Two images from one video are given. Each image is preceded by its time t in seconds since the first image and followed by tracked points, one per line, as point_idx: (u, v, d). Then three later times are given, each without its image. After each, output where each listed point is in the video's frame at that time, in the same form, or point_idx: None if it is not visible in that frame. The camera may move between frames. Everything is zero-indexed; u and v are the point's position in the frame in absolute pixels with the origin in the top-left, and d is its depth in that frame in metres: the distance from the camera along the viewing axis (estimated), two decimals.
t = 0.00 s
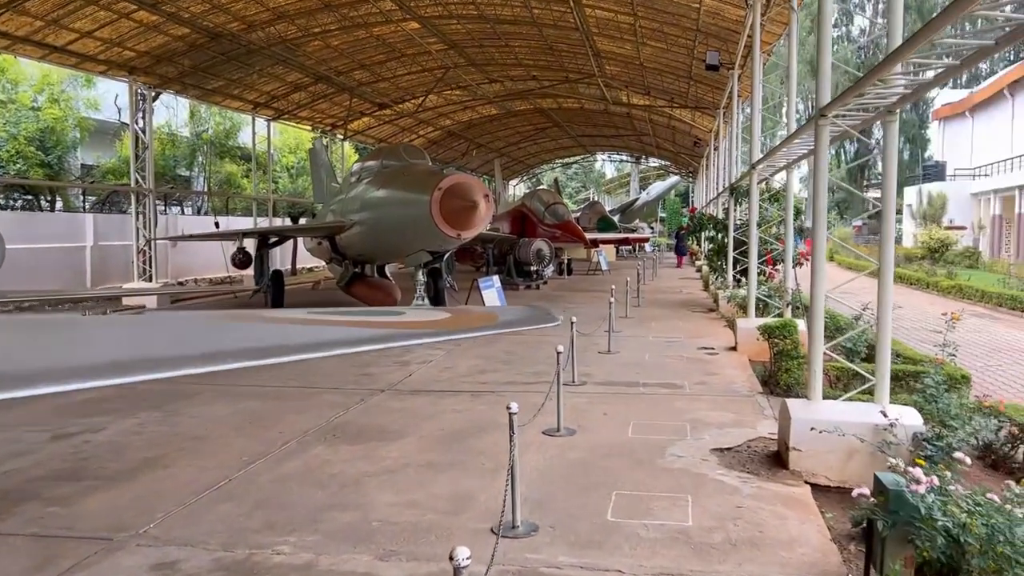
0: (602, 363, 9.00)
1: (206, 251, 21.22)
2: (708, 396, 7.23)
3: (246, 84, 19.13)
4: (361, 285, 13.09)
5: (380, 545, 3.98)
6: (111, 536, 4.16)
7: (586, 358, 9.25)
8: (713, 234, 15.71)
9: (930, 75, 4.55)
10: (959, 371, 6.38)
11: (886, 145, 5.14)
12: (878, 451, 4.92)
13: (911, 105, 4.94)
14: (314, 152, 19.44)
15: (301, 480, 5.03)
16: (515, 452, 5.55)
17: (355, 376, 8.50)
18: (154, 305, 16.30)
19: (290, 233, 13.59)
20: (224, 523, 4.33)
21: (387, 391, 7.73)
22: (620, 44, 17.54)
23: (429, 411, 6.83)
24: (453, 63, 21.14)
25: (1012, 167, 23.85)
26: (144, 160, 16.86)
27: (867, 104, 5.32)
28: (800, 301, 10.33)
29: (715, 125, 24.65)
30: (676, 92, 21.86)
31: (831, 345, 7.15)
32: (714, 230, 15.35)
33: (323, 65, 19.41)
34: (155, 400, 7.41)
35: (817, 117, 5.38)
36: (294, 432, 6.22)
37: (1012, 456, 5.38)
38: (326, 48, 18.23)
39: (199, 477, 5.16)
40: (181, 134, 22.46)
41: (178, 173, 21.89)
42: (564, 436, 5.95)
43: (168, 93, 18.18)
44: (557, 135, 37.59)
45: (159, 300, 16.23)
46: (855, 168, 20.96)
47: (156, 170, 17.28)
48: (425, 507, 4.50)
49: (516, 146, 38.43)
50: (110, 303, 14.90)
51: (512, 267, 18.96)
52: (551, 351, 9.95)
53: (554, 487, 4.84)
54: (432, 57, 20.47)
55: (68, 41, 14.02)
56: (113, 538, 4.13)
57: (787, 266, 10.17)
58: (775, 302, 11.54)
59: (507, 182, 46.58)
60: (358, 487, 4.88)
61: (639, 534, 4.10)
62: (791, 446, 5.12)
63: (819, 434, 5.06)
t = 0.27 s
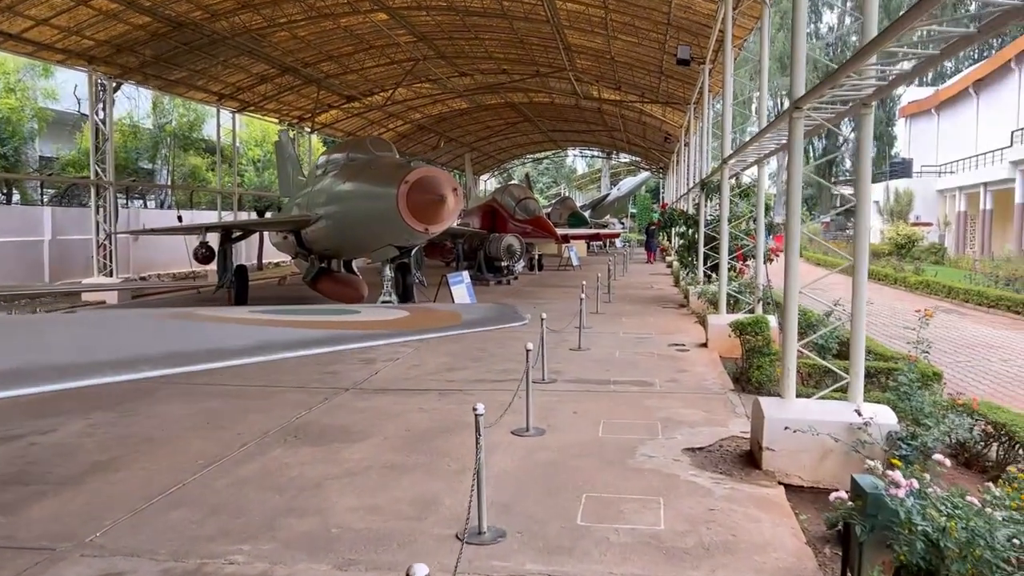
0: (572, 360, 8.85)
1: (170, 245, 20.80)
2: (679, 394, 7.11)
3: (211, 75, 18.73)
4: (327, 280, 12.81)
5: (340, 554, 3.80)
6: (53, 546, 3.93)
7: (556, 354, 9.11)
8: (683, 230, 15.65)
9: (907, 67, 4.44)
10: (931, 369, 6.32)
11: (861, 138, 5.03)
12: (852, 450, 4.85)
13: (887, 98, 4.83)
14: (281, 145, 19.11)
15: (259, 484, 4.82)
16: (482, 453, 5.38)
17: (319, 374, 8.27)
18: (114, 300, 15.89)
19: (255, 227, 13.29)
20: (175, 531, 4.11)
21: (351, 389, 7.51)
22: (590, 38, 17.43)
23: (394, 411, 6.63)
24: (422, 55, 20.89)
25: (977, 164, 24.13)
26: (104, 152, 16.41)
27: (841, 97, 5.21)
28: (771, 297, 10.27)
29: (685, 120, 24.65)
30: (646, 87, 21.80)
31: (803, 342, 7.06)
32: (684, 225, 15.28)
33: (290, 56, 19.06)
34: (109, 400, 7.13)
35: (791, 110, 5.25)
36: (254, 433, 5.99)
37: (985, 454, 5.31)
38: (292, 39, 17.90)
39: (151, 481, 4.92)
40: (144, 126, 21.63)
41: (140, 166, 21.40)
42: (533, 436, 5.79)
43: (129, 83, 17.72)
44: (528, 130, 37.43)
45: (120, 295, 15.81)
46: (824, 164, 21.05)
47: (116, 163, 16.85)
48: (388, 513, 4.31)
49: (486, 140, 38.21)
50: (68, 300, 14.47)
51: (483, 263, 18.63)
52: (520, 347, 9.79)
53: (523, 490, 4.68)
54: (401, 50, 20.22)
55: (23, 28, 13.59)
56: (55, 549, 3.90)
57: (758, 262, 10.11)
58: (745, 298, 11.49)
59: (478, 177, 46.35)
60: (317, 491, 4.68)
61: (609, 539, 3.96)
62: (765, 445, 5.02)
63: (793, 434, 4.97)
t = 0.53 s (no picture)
0: (550, 355, 8.68)
1: (143, 239, 20.42)
2: (659, 390, 6.95)
3: (185, 65, 18.37)
4: (303, 274, 12.55)
5: (301, 560, 3.60)
6: None
7: (534, 350, 8.93)
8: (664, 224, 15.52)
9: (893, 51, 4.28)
10: (915, 364, 6.19)
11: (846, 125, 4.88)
12: (834, 448, 4.71)
13: (872, 84, 4.68)
14: (257, 137, 18.78)
15: (221, 485, 4.61)
16: (454, 452, 5.19)
17: (291, 370, 8.05)
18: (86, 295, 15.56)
19: (228, 219, 13.02)
20: (128, 535, 3.90)
21: (323, 386, 7.31)
22: (572, 30, 17.25)
23: (366, 408, 6.43)
24: (402, 47, 20.63)
25: (957, 160, 24.16)
26: (74, 143, 16.01)
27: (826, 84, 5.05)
28: (752, 291, 10.14)
29: (667, 115, 24.55)
30: (628, 81, 21.66)
31: (786, 336, 6.91)
32: (665, 220, 15.14)
33: (266, 46, 18.73)
34: (71, 397, 6.87)
35: (775, 97, 5.08)
36: (219, 431, 5.77)
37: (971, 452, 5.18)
38: (269, 29, 17.59)
39: (107, 482, 4.70)
40: (117, 117, 21.35)
41: (114, 158, 20.99)
42: (508, 434, 5.60)
43: (100, 73, 17.33)
44: (509, 124, 37.21)
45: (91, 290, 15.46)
46: (806, 159, 20.97)
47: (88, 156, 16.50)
48: (354, 515, 4.12)
49: (467, 135, 37.95)
50: (36, 294, 14.11)
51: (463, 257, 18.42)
52: (498, 343, 9.61)
53: (496, 491, 4.50)
54: (380, 41, 19.95)
55: None
56: None
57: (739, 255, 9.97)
58: (726, 293, 11.35)
59: (459, 171, 46.06)
60: (282, 492, 4.48)
61: (585, 542, 3.78)
62: (745, 444, 4.87)
63: (774, 431, 4.82)
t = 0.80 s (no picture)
0: (537, 356, 8.49)
1: (126, 235, 20.13)
2: (647, 394, 6.77)
3: (168, 60, 18.08)
4: (286, 272, 12.31)
5: None
6: None
7: (520, 351, 8.74)
8: (654, 222, 15.35)
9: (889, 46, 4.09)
10: (908, 368, 6.05)
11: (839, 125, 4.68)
12: (828, 459, 4.54)
13: (867, 81, 4.49)
14: (242, 132, 18.53)
15: (188, 498, 4.40)
16: (435, 461, 4.99)
17: (270, 373, 7.83)
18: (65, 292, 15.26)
19: (211, 216, 12.77)
20: (86, 554, 3.69)
21: (302, 389, 7.09)
22: (561, 26, 17.05)
23: (345, 413, 6.23)
24: (389, 42, 20.38)
25: (946, 158, 24.12)
26: (54, 138, 15.69)
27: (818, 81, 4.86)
28: (742, 290, 9.99)
29: (657, 112, 24.39)
30: (618, 77, 21.47)
31: (776, 339, 6.76)
32: (654, 218, 14.99)
33: (251, 40, 18.45)
34: (40, 401, 6.64)
35: (765, 94, 4.89)
36: (191, 438, 5.56)
37: (966, 460, 5.04)
38: (254, 23, 17.32)
39: (69, 494, 4.48)
40: (101, 112, 20.85)
41: (97, 154, 20.65)
42: (491, 441, 5.41)
43: (82, 67, 17.01)
44: (498, 121, 36.99)
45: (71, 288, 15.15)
46: (795, 156, 20.85)
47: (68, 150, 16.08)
48: (326, 531, 3.93)
49: (457, 131, 37.70)
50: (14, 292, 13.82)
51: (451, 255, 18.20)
52: (484, 344, 9.41)
53: (476, 503, 4.31)
54: (367, 36, 19.70)
55: None
56: None
57: (729, 255, 9.83)
58: (716, 292, 11.21)
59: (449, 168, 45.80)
60: (251, 506, 4.27)
61: (567, 561, 3.60)
62: (736, 453, 4.71)
63: (765, 441, 4.66)
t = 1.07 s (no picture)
0: (530, 359, 8.33)
1: (116, 233, 19.89)
2: (641, 398, 6.61)
3: (158, 56, 17.85)
4: (276, 271, 12.11)
5: None
6: None
7: (513, 353, 8.58)
8: (648, 221, 15.21)
9: (895, 42, 3.92)
10: (909, 373, 5.91)
11: (841, 125, 4.51)
12: (827, 469, 4.40)
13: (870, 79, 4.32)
14: (232, 130, 18.32)
15: (166, 509, 4.24)
16: (422, 470, 4.83)
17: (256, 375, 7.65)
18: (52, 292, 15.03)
19: (199, 215, 12.57)
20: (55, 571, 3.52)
21: (289, 393, 6.91)
22: (555, 22, 16.88)
23: (331, 418, 6.06)
24: (382, 39, 20.19)
25: (941, 157, 24.04)
26: (41, 134, 15.43)
27: (819, 79, 4.68)
28: (738, 291, 9.85)
29: (651, 110, 24.24)
30: (612, 75, 21.32)
31: (774, 343, 6.62)
32: (649, 217, 14.83)
33: (242, 37, 18.23)
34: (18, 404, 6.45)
35: (765, 92, 4.71)
36: (172, 445, 5.39)
37: (969, 470, 4.90)
38: (244, 19, 17.10)
39: (43, 505, 4.31)
40: (90, 108, 20.65)
41: (86, 151, 20.40)
42: (481, 448, 5.25)
43: (70, 63, 16.77)
44: (492, 118, 36.79)
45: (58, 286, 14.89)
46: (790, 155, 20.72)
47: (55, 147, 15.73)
48: (308, 545, 3.77)
49: (450, 128, 37.50)
50: None
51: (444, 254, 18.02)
52: (476, 346, 9.25)
53: (466, 515, 4.15)
54: (359, 32, 19.51)
55: None
56: None
57: (725, 256, 9.68)
58: (711, 293, 11.07)
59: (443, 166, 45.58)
60: (231, 518, 4.10)
61: None
62: (733, 463, 4.56)
63: (764, 450, 4.52)
